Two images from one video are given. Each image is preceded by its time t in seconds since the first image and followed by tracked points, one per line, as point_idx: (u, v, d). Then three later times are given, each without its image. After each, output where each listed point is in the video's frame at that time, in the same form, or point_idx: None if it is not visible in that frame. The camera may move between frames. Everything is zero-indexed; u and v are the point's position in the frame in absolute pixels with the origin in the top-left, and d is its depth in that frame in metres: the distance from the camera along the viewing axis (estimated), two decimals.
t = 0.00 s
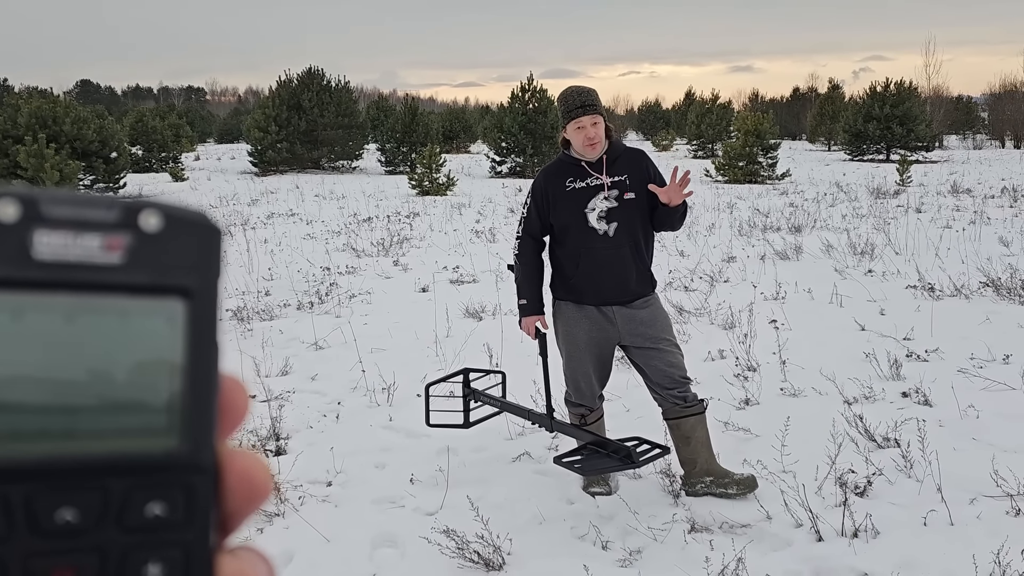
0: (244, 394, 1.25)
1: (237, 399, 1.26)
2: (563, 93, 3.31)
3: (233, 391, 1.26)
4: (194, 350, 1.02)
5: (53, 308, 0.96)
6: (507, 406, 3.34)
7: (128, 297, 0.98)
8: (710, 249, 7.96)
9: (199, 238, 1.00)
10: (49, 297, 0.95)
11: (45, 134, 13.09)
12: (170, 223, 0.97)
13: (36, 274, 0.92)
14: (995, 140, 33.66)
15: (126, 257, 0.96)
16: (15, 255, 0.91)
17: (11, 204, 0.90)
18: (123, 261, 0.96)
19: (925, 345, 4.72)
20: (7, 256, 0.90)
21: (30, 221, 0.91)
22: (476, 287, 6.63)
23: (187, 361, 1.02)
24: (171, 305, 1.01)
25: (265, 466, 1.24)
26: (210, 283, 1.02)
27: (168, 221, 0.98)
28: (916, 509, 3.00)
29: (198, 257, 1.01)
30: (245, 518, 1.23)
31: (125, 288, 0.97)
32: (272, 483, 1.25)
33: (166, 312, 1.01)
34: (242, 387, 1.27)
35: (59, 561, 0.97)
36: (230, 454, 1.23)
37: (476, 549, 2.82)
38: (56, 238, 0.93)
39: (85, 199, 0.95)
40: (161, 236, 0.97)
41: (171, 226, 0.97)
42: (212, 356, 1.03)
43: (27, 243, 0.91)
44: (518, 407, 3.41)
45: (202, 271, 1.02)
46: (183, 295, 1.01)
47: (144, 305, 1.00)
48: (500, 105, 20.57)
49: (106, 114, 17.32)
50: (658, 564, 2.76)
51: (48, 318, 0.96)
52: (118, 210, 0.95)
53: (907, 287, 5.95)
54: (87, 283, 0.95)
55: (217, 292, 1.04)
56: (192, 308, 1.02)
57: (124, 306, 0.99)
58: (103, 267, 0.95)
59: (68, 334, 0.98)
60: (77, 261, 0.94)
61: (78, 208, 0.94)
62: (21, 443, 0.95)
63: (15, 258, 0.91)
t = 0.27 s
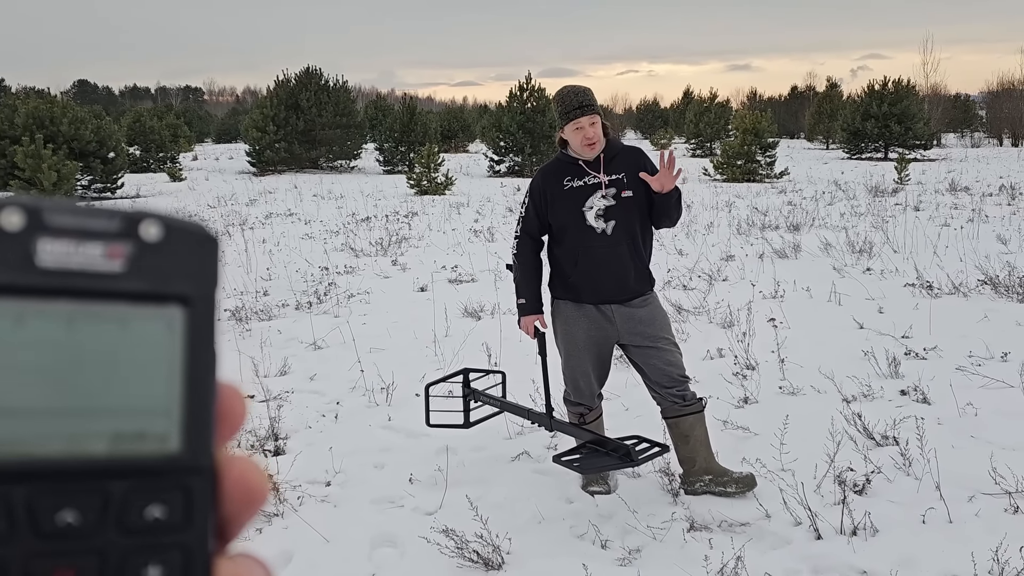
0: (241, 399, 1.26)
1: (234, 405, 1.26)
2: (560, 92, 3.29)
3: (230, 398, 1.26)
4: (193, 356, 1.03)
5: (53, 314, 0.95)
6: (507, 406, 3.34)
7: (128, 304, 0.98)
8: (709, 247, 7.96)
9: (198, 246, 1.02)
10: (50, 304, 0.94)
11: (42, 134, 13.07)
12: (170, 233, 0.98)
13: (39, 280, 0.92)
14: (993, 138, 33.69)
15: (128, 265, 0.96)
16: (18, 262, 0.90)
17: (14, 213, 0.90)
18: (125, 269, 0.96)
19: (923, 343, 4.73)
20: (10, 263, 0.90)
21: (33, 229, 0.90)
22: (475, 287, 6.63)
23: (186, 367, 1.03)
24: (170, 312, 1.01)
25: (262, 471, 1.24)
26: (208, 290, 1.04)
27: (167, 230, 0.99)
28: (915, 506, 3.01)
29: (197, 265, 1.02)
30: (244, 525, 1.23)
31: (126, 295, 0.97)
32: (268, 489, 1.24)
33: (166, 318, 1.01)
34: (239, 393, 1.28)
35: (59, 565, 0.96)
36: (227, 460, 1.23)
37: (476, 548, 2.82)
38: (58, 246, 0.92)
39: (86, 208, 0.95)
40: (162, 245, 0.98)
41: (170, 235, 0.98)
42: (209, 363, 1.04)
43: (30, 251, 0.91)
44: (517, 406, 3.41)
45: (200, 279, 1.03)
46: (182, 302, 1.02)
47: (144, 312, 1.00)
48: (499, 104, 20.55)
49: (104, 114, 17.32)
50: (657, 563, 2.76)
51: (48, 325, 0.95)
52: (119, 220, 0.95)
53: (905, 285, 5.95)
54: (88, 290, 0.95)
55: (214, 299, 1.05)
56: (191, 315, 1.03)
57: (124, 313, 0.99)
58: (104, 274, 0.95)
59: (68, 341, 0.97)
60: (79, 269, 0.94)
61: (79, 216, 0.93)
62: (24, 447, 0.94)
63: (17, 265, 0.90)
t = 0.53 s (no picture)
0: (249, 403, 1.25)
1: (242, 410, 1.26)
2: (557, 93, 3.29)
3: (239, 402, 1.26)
4: (201, 357, 1.02)
5: (63, 316, 0.95)
6: (507, 405, 3.34)
7: (137, 306, 0.98)
8: (708, 246, 7.97)
9: (207, 249, 1.01)
10: (59, 305, 0.94)
11: (40, 134, 13.06)
12: (178, 236, 0.98)
13: (50, 282, 0.93)
14: (991, 136, 33.70)
15: (136, 267, 0.96)
16: (29, 264, 0.91)
17: (26, 217, 0.91)
18: (133, 271, 0.96)
19: (921, 341, 4.73)
20: (21, 265, 0.91)
21: (44, 232, 0.91)
22: (474, 286, 6.63)
23: (194, 368, 1.02)
24: (178, 314, 1.01)
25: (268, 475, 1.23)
26: (217, 292, 1.03)
27: (175, 234, 0.98)
28: (914, 504, 3.01)
29: (205, 267, 1.01)
30: (254, 528, 1.22)
31: (134, 297, 0.97)
32: (276, 492, 1.24)
33: (174, 321, 1.01)
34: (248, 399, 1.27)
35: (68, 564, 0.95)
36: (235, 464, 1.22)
37: (475, 548, 2.82)
38: (67, 249, 0.93)
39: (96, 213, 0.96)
40: (170, 248, 0.97)
41: (179, 238, 0.98)
42: (218, 363, 1.03)
43: (41, 253, 0.91)
44: (518, 406, 3.41)
45: (209, 281, 1.02)
46: (190, 304, 1.01)
47: (152, 314, 0.99)
48: (497, 103, 20.54)
49: (101, 114, 17.32)
50: (657, 562, 2.77)
51: (57, 327, 0.95)
52: (127, 223, 0.96)
53: (904, 283, 5.96)
54: (97, 292, 0.95)
55: (223, 301, 1.04)
56: (199, 316, 1.02)
57: (133, 315, 0.98)
58: (112, 277, 0.95)
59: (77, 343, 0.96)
60: (88, 271, 0.94)
61: (89, 220, 0.94)
62: (34, 445, 0.95)
63: (29, 267, 0.91)
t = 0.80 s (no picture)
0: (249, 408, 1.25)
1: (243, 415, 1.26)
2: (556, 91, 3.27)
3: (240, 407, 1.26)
4: (203, 363, 1.02)
5: (70, 322, 0.96)
6: (507, 406, 3.34)
7: (141, 313, 0.98)
8: (707, 245, 7.97)
9: (210, 260, 1.01)
10: (67, 311, 0.95)
11: (38, 135, 13.05)
12: (182, 247, 0.99)
13: (57, 290, 0.93)
14: (989, 135, 33.73)
15: (141, 275, 0.96)
16: (35, 272, 0.91)
17: (37, 229, 0.93)
18: (138, 280, 0.96)
19: (920, 340, 4.73)
20: (28, 271, 0.91)
21: (51, 241, 0.92)
22: (473, 286, 6.63)
23: (198, 373, 1.02)
24: (182, 322, 1.01)
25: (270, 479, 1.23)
26: (220, 301, 1.03)
27: (180, 245, 0.99)
28: (914, 504, 3.01)
29: (209, 278, 1.02)
30: (256, 531, 1.22)
31: (139, 305, 0.97)
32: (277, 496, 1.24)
33: (178, 329, 1.01)
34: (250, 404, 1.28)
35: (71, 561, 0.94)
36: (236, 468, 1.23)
37: (475, 548, 2.82)
38: (73, 259, 0.93)
39: (102, 224, 0.97)
40: (176, 259, 0.98)
41: (183, 249, 0.99)
42: (220, 370, 1.03)
43: (48, 261, 0.92)
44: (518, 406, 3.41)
45: (212, 290, 1.02)
46: (194, 312, 1.01)
47: (157, 321, 1.00)
48: (497, 103, 20.53)
49: (101, 115, 17.34)
50: (656, 561, 2.77)
51: (64, 332, 0.96)
52: (134, 234, 0.96)
53: (903, 282, 5.96)
54: (102, 299, 0.95)
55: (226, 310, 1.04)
56: (202, 324, 1.02)
57: (137, 322, 0.99)
58: (116, 284, 0.95)
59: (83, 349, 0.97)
60: (93, 279, 0.94)
61: (97, 232, 0.95)
62: (41, 445, 0.95)
63: (35, 273, 0.91)
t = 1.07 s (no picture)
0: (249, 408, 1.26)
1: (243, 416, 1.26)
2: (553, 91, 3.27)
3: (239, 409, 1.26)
4: (202, 362, 1.02)
5: (69, 322, 0.96)
6: (507, 408, 3.34)
7: (140, 313, 0.98)
8: (707, 245, 7.97)
9: (208, 260, 1.02)
10: (66, 312, 0.95)
11: (38, 136, 13.05)
12: (180, 247, 0.99)
13: (56, 290, 0.93)
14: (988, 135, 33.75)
15: (140, 275, 0.97)
16: (33, 272, 0.92)
17: (35, 230, 0.93)
18: (137, 279, 0.97)
19: (920, 340, 4.74)
20: (28, 272, 0.91)
21: (50, 242, 0.93)
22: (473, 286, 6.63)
23: (196, 372, 1.02)
24: (181, 322, 1.01)
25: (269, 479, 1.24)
26: (219, 301, 1.03)
27: (177, 245, 0.99)
28: (913, 503, 3.02)
29: (208, 277, 1.02)
30: (255, 531, 1.22)
31: (138, 304, 0.97)
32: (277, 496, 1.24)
33: (177, 328, 1.01)
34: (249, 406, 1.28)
35: (70, 560, 0.94)
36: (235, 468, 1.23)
37: (475, 548, 2.82)
38: (72, 259, 0.93)
39: (101, 226, 0.97)
40: (174, 258, 0.98)
41: (181, 249, 0.99)
42: (218, 369, 1.03)
43: (47, 261, 0.92)
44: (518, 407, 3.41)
45: (211, 289, 1.03)
46: (192, 311, 1.01)
47: (155, 321, 1.00)
48: (496, 103, 20.52)
49: (101, 116, 17.35)
50: (656, 561, 2.77)
51: (64, 332, 0.96)
52: (132, 234, 0.97)
53: (903, 282, 5.96)
54: (101, 298, 0.95)
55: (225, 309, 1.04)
56: (201, 323, 1.02)
57: (136, 322, 0.99)
58: (115, 284, 0.96)
59: (82, 348, 0.97)
60: (92, 278, 0.94)
61: (95, 232, 0.95)
62: (38, 445, 0.95)
63: (35, 274, 0.92)
